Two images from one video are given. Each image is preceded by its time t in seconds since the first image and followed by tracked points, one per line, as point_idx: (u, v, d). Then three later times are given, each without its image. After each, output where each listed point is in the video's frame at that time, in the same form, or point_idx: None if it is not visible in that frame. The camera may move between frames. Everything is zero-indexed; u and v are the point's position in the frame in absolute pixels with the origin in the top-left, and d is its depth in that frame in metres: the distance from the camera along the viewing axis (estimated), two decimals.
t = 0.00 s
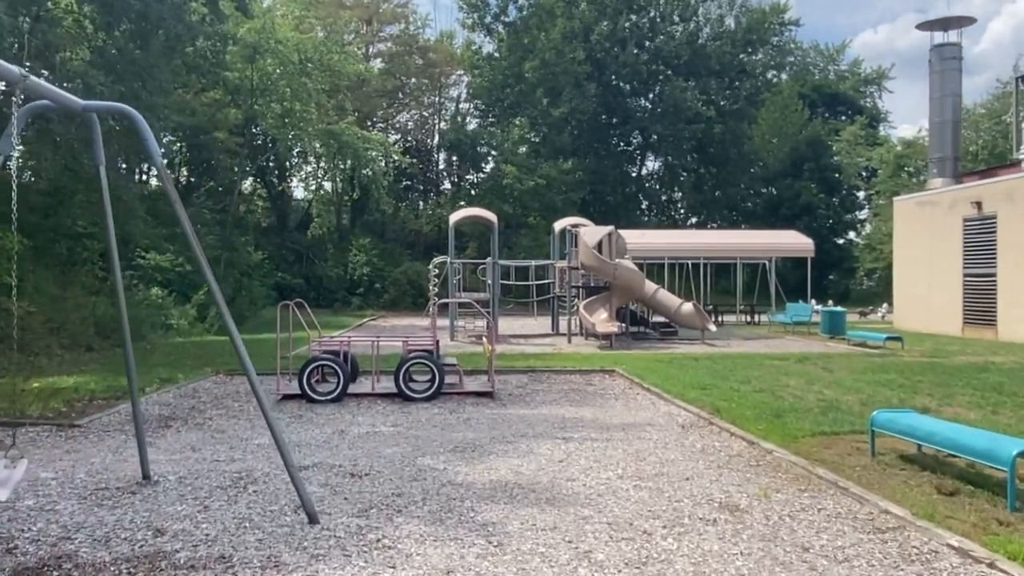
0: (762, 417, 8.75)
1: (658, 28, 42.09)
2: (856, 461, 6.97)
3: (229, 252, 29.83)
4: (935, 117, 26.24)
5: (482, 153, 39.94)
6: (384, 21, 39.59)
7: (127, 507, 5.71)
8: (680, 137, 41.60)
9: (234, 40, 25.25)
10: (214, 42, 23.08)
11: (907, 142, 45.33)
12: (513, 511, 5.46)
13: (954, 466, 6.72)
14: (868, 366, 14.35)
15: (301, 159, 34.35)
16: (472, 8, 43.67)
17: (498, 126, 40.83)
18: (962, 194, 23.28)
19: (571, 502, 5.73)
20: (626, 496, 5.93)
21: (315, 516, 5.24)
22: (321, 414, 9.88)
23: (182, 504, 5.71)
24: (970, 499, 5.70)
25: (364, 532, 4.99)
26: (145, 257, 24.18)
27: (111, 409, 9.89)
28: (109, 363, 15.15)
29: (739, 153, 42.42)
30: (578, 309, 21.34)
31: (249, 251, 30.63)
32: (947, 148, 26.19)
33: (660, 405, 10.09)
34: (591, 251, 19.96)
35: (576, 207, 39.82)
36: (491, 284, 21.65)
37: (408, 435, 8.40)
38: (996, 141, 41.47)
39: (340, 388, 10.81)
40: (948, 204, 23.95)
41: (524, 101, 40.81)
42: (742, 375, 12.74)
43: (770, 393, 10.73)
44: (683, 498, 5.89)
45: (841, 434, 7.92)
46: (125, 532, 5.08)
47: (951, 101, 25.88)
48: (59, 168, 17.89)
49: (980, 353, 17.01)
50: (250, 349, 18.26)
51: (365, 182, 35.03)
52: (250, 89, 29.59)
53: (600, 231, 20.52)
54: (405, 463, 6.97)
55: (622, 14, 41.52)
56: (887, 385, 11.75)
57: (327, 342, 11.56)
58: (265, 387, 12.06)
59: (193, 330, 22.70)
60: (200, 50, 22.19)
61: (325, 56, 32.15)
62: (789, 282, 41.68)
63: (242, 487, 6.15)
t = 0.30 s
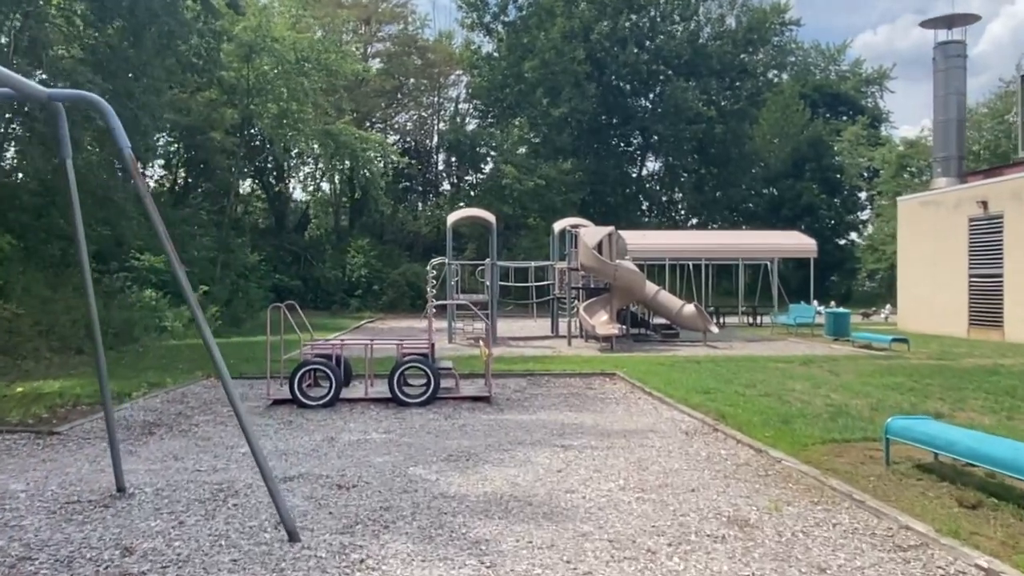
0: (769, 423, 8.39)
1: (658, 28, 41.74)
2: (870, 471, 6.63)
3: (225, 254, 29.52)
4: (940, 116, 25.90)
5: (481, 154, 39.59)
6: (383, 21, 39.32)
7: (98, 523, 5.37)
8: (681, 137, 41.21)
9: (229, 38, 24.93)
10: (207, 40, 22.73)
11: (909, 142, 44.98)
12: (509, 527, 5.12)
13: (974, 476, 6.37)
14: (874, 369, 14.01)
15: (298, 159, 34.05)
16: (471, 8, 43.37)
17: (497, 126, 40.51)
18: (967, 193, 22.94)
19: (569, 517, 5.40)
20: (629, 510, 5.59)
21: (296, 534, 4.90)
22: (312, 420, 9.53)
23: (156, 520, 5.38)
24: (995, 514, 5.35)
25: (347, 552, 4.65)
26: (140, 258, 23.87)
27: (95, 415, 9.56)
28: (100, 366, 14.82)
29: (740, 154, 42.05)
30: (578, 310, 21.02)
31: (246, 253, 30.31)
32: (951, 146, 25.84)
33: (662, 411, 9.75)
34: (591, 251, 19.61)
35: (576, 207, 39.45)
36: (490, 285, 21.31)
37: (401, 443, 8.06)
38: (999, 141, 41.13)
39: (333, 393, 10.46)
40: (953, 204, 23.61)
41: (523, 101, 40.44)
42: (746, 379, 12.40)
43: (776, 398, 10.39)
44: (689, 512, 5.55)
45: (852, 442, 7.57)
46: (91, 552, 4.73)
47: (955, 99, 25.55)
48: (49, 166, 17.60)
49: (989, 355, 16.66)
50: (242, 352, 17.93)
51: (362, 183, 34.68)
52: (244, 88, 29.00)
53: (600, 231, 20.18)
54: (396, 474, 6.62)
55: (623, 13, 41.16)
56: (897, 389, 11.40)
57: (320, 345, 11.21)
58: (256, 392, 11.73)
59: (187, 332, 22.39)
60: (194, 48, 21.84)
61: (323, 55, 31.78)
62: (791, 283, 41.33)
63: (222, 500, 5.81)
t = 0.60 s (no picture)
0: (779, 429, 8.05)
1: (658, 27, 41.42)
2: (889, 482, 6.29)
3: (220, 255, 29.18)
4: (943, 115, 25.58)
5: (480, 155, 39.20)
6: (380, 20, 39.00)
7: (68, 541, 5.02)
8: (681, 137, 40.90)
9: (223, 36, 24.56)
10: (200, 38, 22.36)
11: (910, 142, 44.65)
12: (508, 546, 4.77)
13: (998, 487, 6.04)
14: (882, 372, 13.68)
15: (295, 160, 33.72)
16: (470, 7, 42.97)
17: (496, 126, 40.14)
18: (972, 192, 22.62)
19: (572, 534, 5.07)
20: (636, 525, 5.26)
21: (278, 556, 4.54)
22: (303, 426, 9.18)
23: (130, 539, 5.04)
24: None
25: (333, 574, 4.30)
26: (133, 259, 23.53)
27: (80, 421, 9.23)
28: (89, 370, 14.50)
29: (740, 154, 41.74)
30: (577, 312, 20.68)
31: (242, 254, 29.98)
32: (956, 145, 25.46)
33: (666, 416, 9.40)
34: (591, 252, 19.26)
35: (575, 208, 39.10)
36: (488, 287, 20.95)
37: (395, 451, 7.71)
38: (1001, 141, 40.83)
39: (325, 398, 10.11)
40: (958, 204, 23.28)
41: (522, 101, 40.08)
42: (752, 382, 12.06)
43: (784, 402, 10.04)
44: (697, 526, 5.22)
45: (867, 450, 7.21)
46: (56, 574, 4.39)
47: (959, 98, 25.24)
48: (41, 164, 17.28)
49: (997, 358, 16.31)
50: (235, 355, 17.58)
51: (359, 183, 34.34)
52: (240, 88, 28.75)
53: (600, 232, 19.87)
54: (388, 485, 6.27)
55: (622, 13, 40.86)
56: (907, 393, 11.05)
57: (313, 348, 10.86)
58: (247, 397, 11.37)
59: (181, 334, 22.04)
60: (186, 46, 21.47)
61: (319, 55, 31.44)
62: (792, 284, 41.01)
63: (202, 516, 5.46)
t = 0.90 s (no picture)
0: (791, 437, 7.71)
1: (656, 26, 41.08)
2: (912, 494, 5.96)
3: (214, 256, 28.85)
4: (947, 112, 25.26)
5: (477, 154, 38.58)
6: (378, 19, 38.97)
7: (39, 562, 4.68)
8: (680, 137, 40.55)
9: (216, 34, 24.21)
10: (192, 36, 22.02)
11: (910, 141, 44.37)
12: (512, 568, 4.44)
13: None
14: (890, 375, 13.36)
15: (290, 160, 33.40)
16: (467, 6, 42.52)
17: (493, 126, 39.79)
18: (977, 191, 22.32)
19: (581, 553, 4.73)
20: (647, 544, 4.92)
21: None
22: (295, 434, 8.82)
23: (106, 560, 4.69)
24: None
25: None
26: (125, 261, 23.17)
27: (63, 429, 8.87)
28: (77, 375, 14.14)
29: (740, 154, 41.45)
30: (577, 313, 20.36)
31: (237, 255, 29.65)
32: (959, 143, 25.26)
33: (672, 423, 9.06)
34: (591, 252, 18.91)
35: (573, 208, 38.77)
36: (487, 288, 20.60)
37: (391, 460, 7.36)
38: (1002, 140, 40.56)
39: (319, 403, 9.76)
40: (962, 202, 22.98)
41: (520, 101, 39.70)
42: (758, 386, 11.73)
43: (794, 407, 9.70)
44: (713, 544, 4.89)
45: (886, 458, 6.89)
46: None
47: (963, 95, 24.96)
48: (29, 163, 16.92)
49: (1006, 360, 16.00)
50: (228, 358, 17.22)
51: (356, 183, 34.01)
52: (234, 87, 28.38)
53: (601, 233, 19.57)
54: (383, 499, 5.92)
55: (620, 12, 40.52)
56: (919, 397, 10.72)
57: (305, 352, 10.52)
58: (237, 402, 11.03)
59: (173, 337, 21.68)
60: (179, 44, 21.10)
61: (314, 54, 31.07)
62: (791, 285, 40.72)
63: (183, 534, 5.11)
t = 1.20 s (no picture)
0: (802, 443, 7.36)
1: (654, 25, 40.76)
2: (933, 505, 5.63)
3: (208, 257, 28.50)
4: (950, 110, 24.91)
5: (473, 155, 38.91)
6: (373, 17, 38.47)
7: None
8: (679, 137, 40.15)
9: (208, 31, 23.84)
10: (184, 33, 21.67)
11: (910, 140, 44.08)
12: None
13: None
14: (897, 377, 13.01)
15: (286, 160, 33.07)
16: (464, 4, 42.07)
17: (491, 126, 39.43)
18: (982, 190, 22.00)
19: (585, 573, 4.39)
20: (656, 561, 4.58)
21: None
22: (286, 441, 8.47)
23: None
24: None
25: None
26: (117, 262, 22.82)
27: (41, 436, 8.51)
28: (64, 378, 13.78)
29: (739, 153, 41.12)
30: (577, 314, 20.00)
31: (231, 256, 29.30)
32: (963, 142, 24.90)
33: (677, 428, 8.71)
34: (590, 252, 18.55)
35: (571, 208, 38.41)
36: (484, 289, 20.24)
37: (383, 468, 7.01)
38: (1003, 140, 40.26)
39: (309, 409, 9.41)
40: (967, 201, 22.65)
41: (517, 100, 39.33)
42: (764, 389, 11.39)
43: (801, 411, 9.36)
44: (728, 563, 4.54)
45: (903, 466, 6.56)
46: None
47: (966, 93, 24.54)
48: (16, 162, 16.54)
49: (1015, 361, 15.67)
50: (219, 361, 16.86)
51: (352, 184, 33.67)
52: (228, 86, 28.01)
53: (600, 232, 19.24)
54: (373, 512, 5.58)
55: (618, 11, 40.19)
56: (930, 400, 10.39)
57: (296, 355, 10.15)
58: (226, 407, 10.67)
59: (166, 340, 21.32)
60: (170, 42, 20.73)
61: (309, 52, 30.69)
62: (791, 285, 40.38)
63: (157, 552, 4.75)
